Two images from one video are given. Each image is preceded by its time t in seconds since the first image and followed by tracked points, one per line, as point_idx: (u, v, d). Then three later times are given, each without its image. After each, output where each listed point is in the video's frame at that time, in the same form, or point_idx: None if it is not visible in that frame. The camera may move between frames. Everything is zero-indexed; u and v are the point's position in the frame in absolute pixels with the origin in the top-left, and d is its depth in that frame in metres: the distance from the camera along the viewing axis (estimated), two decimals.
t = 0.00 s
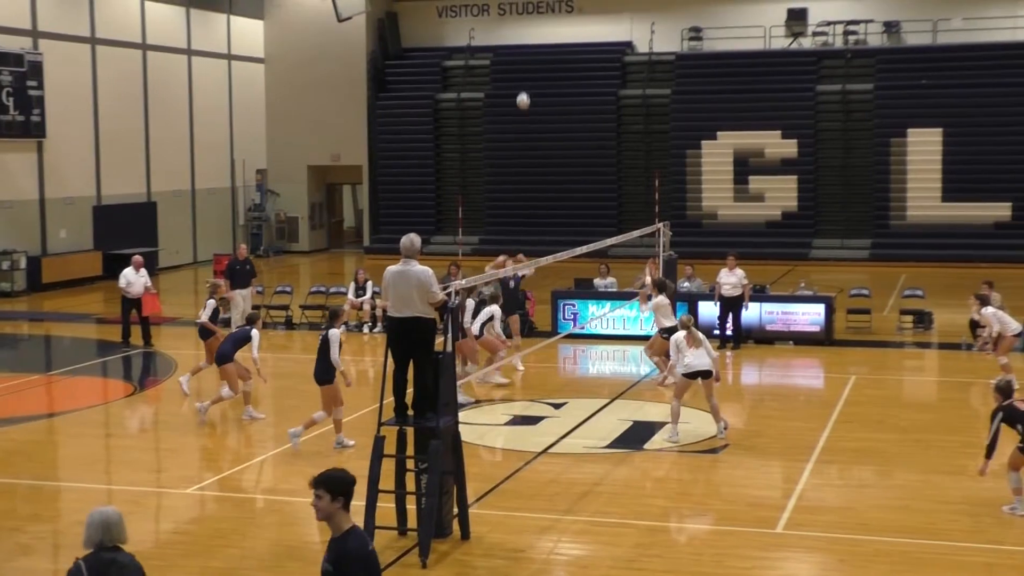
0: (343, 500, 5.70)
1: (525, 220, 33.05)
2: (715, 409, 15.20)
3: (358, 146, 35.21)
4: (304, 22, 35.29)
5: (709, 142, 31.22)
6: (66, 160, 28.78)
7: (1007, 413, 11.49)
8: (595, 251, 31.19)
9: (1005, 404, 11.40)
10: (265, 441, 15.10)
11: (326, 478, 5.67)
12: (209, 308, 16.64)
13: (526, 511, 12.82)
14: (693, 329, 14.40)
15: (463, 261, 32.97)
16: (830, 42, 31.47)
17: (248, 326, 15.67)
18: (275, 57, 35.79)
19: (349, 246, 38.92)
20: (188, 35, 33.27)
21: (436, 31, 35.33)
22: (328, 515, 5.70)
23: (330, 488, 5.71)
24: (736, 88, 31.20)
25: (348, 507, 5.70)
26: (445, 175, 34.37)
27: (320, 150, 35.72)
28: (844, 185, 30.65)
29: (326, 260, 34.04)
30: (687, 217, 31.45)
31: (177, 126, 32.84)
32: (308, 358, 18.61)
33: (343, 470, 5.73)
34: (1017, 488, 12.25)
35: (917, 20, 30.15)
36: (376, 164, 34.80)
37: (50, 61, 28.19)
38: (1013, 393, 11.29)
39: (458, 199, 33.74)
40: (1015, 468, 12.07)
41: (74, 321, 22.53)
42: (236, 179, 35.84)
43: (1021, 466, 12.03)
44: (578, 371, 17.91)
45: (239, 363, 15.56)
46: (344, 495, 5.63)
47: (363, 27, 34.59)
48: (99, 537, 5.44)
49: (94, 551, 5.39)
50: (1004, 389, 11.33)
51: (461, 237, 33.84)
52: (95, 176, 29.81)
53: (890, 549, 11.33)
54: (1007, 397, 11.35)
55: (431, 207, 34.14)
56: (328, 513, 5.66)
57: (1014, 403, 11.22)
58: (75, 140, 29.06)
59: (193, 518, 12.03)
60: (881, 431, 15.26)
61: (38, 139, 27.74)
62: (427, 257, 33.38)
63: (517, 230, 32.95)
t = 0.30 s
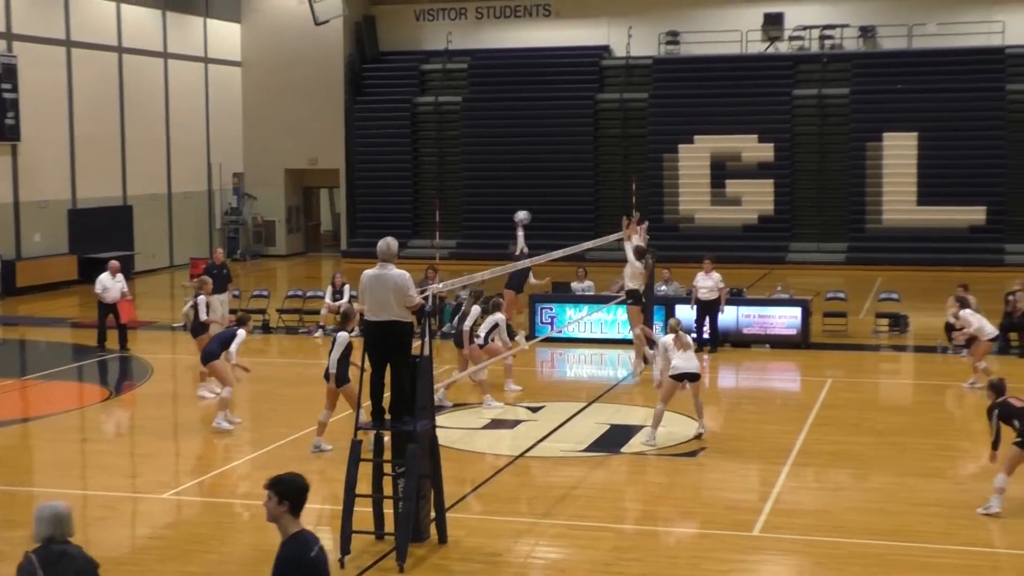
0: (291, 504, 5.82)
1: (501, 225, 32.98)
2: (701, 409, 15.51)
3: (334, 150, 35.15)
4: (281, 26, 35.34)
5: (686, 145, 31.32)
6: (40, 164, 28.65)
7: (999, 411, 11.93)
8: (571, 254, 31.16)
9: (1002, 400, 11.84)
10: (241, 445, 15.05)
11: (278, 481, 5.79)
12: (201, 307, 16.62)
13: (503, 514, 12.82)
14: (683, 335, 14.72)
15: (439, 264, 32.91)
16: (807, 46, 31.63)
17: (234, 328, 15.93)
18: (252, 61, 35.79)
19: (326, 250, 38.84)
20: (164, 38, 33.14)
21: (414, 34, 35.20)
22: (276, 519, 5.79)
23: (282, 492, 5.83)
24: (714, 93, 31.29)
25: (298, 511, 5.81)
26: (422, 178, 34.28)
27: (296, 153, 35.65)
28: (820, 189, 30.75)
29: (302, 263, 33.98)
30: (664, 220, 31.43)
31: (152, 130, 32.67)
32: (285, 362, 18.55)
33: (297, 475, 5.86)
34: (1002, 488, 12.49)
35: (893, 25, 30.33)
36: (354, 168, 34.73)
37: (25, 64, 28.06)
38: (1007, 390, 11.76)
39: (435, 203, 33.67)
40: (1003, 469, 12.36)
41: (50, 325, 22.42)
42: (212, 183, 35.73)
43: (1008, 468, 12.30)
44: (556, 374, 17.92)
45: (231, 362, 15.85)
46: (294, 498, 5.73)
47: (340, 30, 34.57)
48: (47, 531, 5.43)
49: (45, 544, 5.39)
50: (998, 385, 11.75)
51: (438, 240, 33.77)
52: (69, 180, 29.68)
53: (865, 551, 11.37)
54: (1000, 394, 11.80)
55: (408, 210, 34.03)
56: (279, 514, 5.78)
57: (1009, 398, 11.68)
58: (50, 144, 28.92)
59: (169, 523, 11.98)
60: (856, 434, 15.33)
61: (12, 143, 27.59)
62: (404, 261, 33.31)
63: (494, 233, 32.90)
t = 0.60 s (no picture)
0: (214, 501, 5.82)
1: (469, 228, 32.91)
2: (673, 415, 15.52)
3: (298, 154, 35.02)
4: (244, 33, 35.38)
5: (650, 149, 31.41)
6: None
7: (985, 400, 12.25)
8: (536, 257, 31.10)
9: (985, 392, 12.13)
10: (205, 450, 14.97)
11: (201, 478, 5.83)
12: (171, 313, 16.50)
13: (468, 519, 12.80)
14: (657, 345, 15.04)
15: (405, 268, 32.76)
16: (770, 51, 31.85)
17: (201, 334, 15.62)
18: (214, 65, 35.71)
19: (289, 254, 38.64)
20: (126, 41, 32.93)
21: (378, 37, 35.23)
22: (197, 515, 5.82)
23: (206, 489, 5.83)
24: (678, 97, 31.45)
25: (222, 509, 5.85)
26: (386, 183, 34.15)
27: (260, 158, 35.48)
28: (784, 193, 30.79)
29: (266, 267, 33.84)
30: (628, 224, 31.44)
31: (113, 135, 32.35)
32: (248, 367, 18.48)
33: (224, 474, 5.91)
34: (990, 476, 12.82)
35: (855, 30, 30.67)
36: (318, 173, 34.61)
37: None
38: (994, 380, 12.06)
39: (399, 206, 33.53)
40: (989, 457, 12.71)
41: (11, 332, 22.21)
42: (176, 187, 35.31)
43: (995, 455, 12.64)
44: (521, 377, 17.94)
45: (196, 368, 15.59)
46: (218, 495, 5.77)
47: (304, 33, 34.49)
48: None
49: None
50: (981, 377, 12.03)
51: (403, 245, 33.63)
52: (29, 184, 29.43)
53: (828, 553, 11.43)
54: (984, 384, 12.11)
55: (373, 214, 33.88)
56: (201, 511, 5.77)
57: (993, 390, 11.99)
58: (9, 147, 28.65)
59: (131, 530, 11.90)
60: (819, 436, 15.42)
61: None
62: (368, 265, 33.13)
63: (459, 238, 32.81)
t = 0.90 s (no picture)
0: (81, 503, 5.54)
1: (388, 229, 32.35)
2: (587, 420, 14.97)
3: (212, 157, 34.70)
4: (158, 31, 34.93)
5: (566, 150, 31.38)
6: None
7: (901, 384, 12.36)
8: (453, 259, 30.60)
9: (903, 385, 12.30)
10: (115, 457, 14.74)
11: (65, 480, 5.53)
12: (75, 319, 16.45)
13: (383, 521, 12.58)
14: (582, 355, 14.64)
15: (320, 271, 32.04)
16: (685, 52, 32.45)
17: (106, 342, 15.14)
18: (124, 64, 35.13)
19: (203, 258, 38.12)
20: (33, 38, 32.45)
21: (294, 39, 35.18)
22: (63, 518, 5.49)
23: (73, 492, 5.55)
24: (594, 98, 31.68)
25: (90, 510, 5.58)
26: (301, 184, 33.66)
27: (173, 160, 35.09)
28: (699, 194, 30.87)
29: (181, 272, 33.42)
30: (545, 226, 31.25)
31: (23, 134, 32.15)
32: (161, 373, 18.67)
33: (89, 474, 5.64)
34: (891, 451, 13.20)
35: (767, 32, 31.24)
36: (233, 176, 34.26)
37: None
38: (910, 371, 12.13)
39: (315, 208, 32.90)
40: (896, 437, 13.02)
41: None
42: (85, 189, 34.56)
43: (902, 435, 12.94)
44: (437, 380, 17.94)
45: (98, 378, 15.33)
46: (86, 497, 5.50)
47: (217, 33, 34.26)
48: None
49: None
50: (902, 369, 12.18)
51: (318, 246, 32.81)
52: None
53: (745, 548, 11.32)
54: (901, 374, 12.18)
55: (290, 216, 33.35)
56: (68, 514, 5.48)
57: (908, 382, 12.10)
58: None
59: (35, 541, 11.61)
60: (734, 434, 15.50)
61: None
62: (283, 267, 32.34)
63: (376, 240, 32.21)
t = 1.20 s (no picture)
0: None
1: (300, 224, 32.22)
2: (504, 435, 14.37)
3: (118, 151, 34.09)
4: (57, 25, 34.27)
5: (477, 145, 31.50)
6: None
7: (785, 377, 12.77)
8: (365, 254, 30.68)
9: (784, 367, 12.77)
10: (18, 458, 14.43)
11: None
12: None
13: (293, 517, 12.38)
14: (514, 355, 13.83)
15: (228, 266, 31.87)
16: (594, 47, 32.45)
17: None
18: (22, 55, 34.45)
19: (110, 253, 37.40)
20: None
21: (200, 31, 34.27)
22: None
23: None
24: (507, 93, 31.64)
25: None
26: (210, 178, 33.21)
27: (78, 153, 34.37)
28: (609, 189, 31.11)
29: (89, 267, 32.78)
30: (456, 221, 31.46)
31: None
32: (66, 370, 18.44)
33: None
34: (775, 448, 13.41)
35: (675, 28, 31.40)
36: (138, 171, 33.67)
37: None
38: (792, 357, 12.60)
39: (223, 203, 32.60)
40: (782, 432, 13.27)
41: None
42: None
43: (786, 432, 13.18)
44: (349, 376, 17.90)
45: None
46: None
47: (121, 25, 33.58)
48: None
49: None
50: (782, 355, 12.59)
51: (227, 241, 32.64)
52: None
53: (657, 541, 11.34)
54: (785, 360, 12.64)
55: (198, 211, 32.97)
56: None
57: (791, 366, 12.54)
58: None
59: None
60: (647, 427, 15.62)
61: None
62: (192, 263, 32.26)
63: (286, 235, 32.10)
